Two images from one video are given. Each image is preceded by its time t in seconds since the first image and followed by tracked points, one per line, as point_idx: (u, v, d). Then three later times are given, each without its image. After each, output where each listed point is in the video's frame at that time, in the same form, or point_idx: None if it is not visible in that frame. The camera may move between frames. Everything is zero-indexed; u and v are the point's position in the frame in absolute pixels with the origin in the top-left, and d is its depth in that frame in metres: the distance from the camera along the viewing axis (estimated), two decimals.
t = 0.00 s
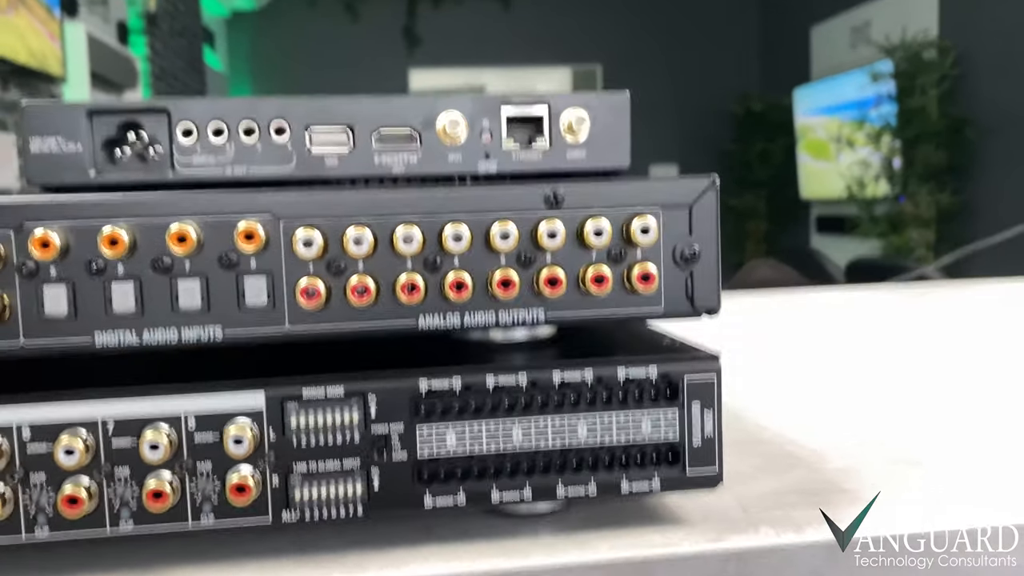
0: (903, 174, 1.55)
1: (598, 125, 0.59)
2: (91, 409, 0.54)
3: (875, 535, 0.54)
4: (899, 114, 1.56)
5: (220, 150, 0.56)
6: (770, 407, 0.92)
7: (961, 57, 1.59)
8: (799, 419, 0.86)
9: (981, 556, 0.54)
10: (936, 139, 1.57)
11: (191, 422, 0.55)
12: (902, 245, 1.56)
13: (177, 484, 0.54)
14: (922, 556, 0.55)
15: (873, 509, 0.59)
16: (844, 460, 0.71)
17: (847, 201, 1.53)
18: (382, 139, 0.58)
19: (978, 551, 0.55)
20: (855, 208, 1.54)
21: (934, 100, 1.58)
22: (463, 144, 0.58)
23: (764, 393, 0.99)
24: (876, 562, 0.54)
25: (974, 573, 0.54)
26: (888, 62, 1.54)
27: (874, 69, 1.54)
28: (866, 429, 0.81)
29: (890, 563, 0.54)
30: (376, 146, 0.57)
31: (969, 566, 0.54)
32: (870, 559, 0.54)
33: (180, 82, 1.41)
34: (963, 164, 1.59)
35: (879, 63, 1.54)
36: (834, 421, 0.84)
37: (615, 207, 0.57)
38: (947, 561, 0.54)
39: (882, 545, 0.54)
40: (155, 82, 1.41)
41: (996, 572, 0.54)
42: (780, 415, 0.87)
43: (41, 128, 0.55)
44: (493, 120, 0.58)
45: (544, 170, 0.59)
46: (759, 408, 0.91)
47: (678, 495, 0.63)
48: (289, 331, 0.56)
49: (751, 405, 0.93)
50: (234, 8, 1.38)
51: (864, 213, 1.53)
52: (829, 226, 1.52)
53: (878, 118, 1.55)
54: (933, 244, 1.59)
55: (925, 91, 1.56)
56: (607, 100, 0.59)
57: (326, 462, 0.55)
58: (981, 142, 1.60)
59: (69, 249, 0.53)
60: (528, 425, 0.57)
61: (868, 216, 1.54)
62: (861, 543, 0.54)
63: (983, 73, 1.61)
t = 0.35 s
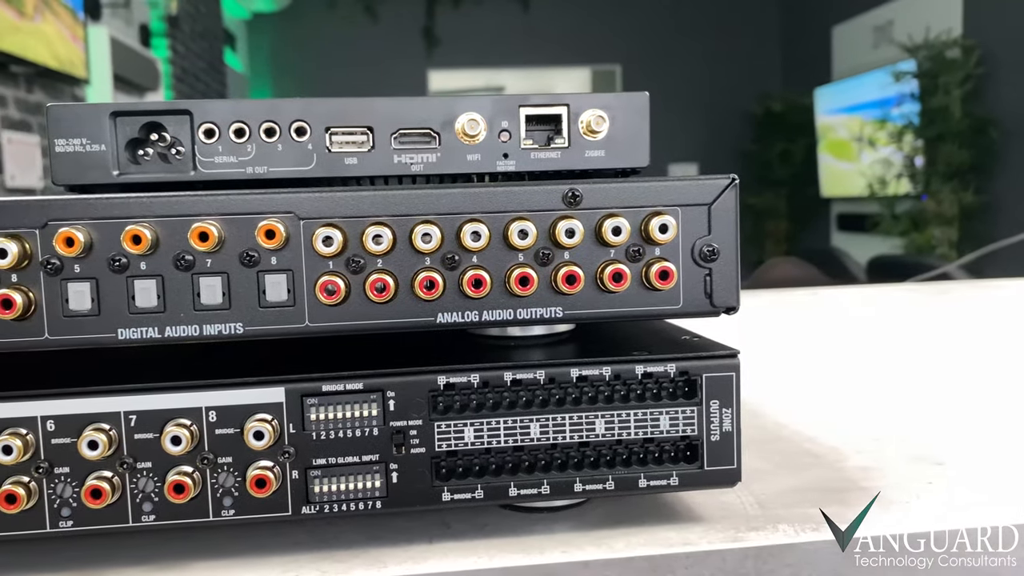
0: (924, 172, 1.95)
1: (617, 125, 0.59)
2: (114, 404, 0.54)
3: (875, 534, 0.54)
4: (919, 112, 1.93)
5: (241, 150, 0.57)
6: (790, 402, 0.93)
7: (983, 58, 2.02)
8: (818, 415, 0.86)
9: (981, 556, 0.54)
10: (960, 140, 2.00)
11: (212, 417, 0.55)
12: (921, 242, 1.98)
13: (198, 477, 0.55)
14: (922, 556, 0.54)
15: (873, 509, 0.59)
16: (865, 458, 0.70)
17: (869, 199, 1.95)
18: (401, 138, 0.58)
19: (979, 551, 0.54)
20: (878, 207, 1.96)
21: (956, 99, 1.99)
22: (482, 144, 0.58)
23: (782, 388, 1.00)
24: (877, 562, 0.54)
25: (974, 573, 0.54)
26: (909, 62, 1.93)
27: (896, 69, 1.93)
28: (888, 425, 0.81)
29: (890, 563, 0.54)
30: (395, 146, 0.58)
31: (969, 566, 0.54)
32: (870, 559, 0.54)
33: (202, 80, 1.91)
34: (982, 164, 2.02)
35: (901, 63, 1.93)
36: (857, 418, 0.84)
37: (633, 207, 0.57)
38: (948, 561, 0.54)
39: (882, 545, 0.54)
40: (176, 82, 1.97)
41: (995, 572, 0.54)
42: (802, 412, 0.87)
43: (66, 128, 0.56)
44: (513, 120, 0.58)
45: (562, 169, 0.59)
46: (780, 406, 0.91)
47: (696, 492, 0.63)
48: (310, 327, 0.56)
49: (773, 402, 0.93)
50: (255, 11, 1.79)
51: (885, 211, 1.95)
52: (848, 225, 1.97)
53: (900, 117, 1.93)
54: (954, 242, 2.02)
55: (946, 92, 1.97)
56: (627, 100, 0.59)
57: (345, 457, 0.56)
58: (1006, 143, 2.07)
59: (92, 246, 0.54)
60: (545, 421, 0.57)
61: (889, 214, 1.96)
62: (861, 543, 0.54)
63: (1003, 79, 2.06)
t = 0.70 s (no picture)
0: (942, 171, 1.98)
1: (633, 124, 0.59)
2: (134, 401, 0.55)
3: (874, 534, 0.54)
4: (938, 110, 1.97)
5: (259, 150, 0.57)
6: (808, 402, 0.92)
7: (1003, 55, 2.03)
8: (835, 415, 0.85)
9: (981, 556, 0.54)
10: (978, 137, 2.02)
11: (230, 414, 0.56)
12: (940, 241, 2.01)
13: (216, 474, 0.55)
14: (922, 556, 0.53)
15: (873, 509, 0.59)
16: (880, 457, 0.70)
17: (887, 198, 1.98)
18: (417, 138, 0.58)
19: (978, 551, 0.54)
20: (896, 206, 1.99)
21: (976, 97, 2.01)
22: (498, 143, 0.58)
23: (798, 388, 1.00)
24: (877, 562, 0.53)
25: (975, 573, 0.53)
26: (929, 60, 1.97)
27: (916, 66, 1.97)
28: (906, 426, 0.81)
29: (890, 563, 0.53)
30: (411, 145, 0.58)
31: (968, 566, 0.53)
32: (870, 559, 0.53)
33: (218, 80, 1.88)
34: (1002, 163, 2.03)
35: (922, 60, 1.97)
36: (873, 418, 0.84)
37: (650, 206, 0.57)
38: (947, 561, 0.53)
39: (882, 545, 0.53)
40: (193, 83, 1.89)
41: (995, 572, 0.53)
42: (817, 412, 0.87)
43: (86, 128, 0.57)
44: (528, 120, 0.58)
45: (578, 167, 0.59)
46: (795, 405, 0.91)
47: (711, 492, 0.63)
48: (326, 326, 0.56)
49: (787, 401, 0.93)
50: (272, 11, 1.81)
51: (903, 211, 1.99)
52: (866, 225, 1.99)
53: (918, 115, 1.97)
54: (972, 241, 2.05)
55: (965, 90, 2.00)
56: (643, 99, 0.59)
57: (362, 454, 0.56)
58: None
59: (112, 245, 0.54)
60: (561, 419, 0.57)
61: (907, 213, 1.99)
62: (861, 543, 0.53)
63: None
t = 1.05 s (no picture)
0: (961, 168, 2.28)
1: (649, 122, 0.59)
2: (155, 398, 0.56)
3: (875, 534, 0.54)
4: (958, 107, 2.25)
5: (279, 149, 0.58)
6: (825, 400, 0.92)
7: None
8: (853, 413, 0.86)
9: (981, 556, 0.53)
10: (1000, 135, 2.28)
11: (250, 411, 0.56)
12: (960, 240, 2.33)
13: (236, 470, 0.56)
14: (922, 555, 0.54)
15: (874, 509, 0.58)
16: (899, 458, 0.70)
17: (908, 196, 2.30)
18: (434, 137, 0.59)
19: (978, 551, 0.54)
20: (917, 204, 2.31)
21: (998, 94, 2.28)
22: (515, 142, 0.59)
23: (813, 385, 1.01)
24: (877, 562, 0.53)
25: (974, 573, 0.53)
26: (949, 58, 2.27)
27: (936, 65, 2.27)
28: (926, 425, 0.80)
29: (890, 563, 0.53)
30: (428, 144, 0.58)
31: (968, 566, 0.53)
32: (871, 559, 0.53)
33: (239, 79, 2.33)
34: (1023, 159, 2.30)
35: (941, 59, 2.27)
36: (892, 417, 0.84)
37: (667, 204, 0.57)
38: (948, 561, 0.53)
39: (882, 545, 0.53)
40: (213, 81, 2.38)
41: (995, 572, 0.53)
42: (835, 411, 0.87)
43: (108, 128, 0.57)
44: (545, 119, 0.59)
45: (594, 166, 0.59)
46: (813, 404, 0.90)
47: (729, 491, 0.63)
48: (345, 324, 0.57)
49: (806, 400, 0.93)
50: (289, 11, 2.20)
51: (923, 208, 2.30)
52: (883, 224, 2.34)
53: (939, 112, 2.25)
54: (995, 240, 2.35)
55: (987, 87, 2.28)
56: (660, 97, 0.59)
57: (380, 451, 0.57)
58: None
59: (134, 243, 0.55)
60: (577, 417, 0.57)
61: (927, 211, 2.31)
62: (861, 543, 0.53)
63: None
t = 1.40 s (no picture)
0: (983, 166, 2.29)
1: (667, 120, 0.59)
2: (175, 395, 0.56)
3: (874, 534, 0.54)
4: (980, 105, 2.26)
5: (298, 149, 0.58)
6: (848, 399, 0.92)
7: None
8: (874, 413, 0.85)
9: (981, 556, 0.53)
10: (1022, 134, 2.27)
11: (270, 407, 0.57)
12: (982, 238, 2.34)
13: (255, 467, 0.56)
14: (922, 555, 0.53)
15: (873, 509, 0.58)
16: (918, 457, 0.69)
17: (928, 195, 2.32)
18: (452, 136, 0.59)
19: (978, 551, 0.53)
20: (937, 203, 2.32)
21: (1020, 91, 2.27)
22: (532, 141, 0.59)
23: (832, 383, 1.00)
24: (876, 562, 0.53)
25: (974, 572, 0.53)
26: (970, 54, 2.28)
27: (957, 61, 2.28)
28: (950, 424, 0.80)
29: (890, 563, 0.53)
30: (446, 143, 0.59)
31: (967, 566, 0.53)
32: (870, 559, 0.53)
33: (257, 80, 2.36)
34: None
35: (963, 55, 2.28)
36: (912, 416, 0.83)
37: (684, 203, 0.57)
38: (948, 561, 0.53)
39: (882, 545, 0.53)
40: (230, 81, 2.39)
41: (994, 572, 0.53)
42: (853, 410, 0.86)
43: (130, 128, 0.58)
44: (562, 118, 0.59)
45: (611, 164, 0.60)
46: (831, 403, 0.90)
47: (745, 490, 0.63)
48: (363, 321, 0.57)
49: (824, 399, 0.92)
50: (305, 11, 2.24)
51: (944, 207, 2.31)
52: (903, 223, 2.35)
53: (960, 109, 2.27)
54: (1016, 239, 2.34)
55: (1008, 85, 2.26)
56: (677, 96, 0.59)
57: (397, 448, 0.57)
58: None
59: (155, 242, 0.55)
60: (594, 416, 0.58)
61: (948, 210, 2.32)
62: (861, 543, 0.53)
63: None
